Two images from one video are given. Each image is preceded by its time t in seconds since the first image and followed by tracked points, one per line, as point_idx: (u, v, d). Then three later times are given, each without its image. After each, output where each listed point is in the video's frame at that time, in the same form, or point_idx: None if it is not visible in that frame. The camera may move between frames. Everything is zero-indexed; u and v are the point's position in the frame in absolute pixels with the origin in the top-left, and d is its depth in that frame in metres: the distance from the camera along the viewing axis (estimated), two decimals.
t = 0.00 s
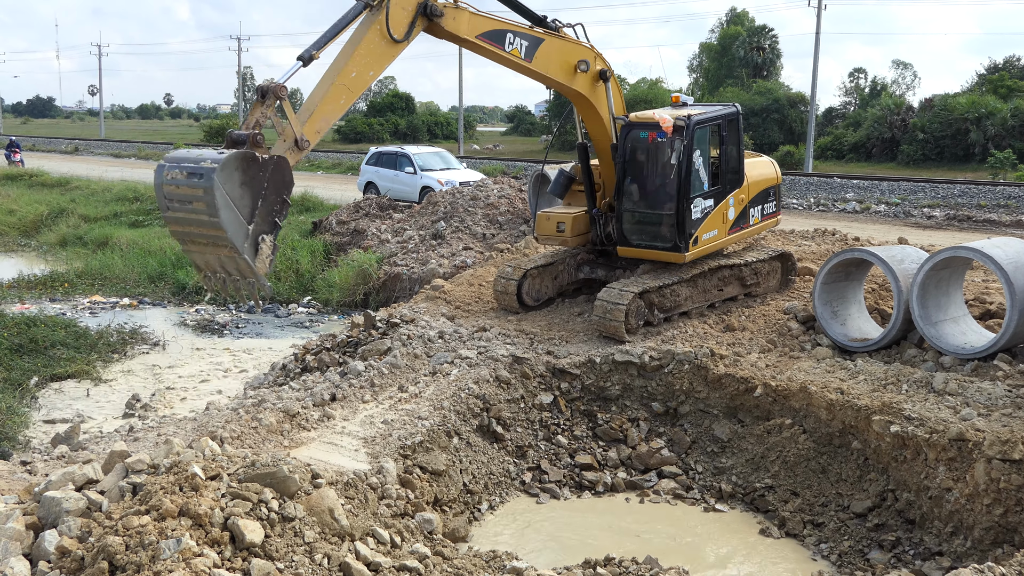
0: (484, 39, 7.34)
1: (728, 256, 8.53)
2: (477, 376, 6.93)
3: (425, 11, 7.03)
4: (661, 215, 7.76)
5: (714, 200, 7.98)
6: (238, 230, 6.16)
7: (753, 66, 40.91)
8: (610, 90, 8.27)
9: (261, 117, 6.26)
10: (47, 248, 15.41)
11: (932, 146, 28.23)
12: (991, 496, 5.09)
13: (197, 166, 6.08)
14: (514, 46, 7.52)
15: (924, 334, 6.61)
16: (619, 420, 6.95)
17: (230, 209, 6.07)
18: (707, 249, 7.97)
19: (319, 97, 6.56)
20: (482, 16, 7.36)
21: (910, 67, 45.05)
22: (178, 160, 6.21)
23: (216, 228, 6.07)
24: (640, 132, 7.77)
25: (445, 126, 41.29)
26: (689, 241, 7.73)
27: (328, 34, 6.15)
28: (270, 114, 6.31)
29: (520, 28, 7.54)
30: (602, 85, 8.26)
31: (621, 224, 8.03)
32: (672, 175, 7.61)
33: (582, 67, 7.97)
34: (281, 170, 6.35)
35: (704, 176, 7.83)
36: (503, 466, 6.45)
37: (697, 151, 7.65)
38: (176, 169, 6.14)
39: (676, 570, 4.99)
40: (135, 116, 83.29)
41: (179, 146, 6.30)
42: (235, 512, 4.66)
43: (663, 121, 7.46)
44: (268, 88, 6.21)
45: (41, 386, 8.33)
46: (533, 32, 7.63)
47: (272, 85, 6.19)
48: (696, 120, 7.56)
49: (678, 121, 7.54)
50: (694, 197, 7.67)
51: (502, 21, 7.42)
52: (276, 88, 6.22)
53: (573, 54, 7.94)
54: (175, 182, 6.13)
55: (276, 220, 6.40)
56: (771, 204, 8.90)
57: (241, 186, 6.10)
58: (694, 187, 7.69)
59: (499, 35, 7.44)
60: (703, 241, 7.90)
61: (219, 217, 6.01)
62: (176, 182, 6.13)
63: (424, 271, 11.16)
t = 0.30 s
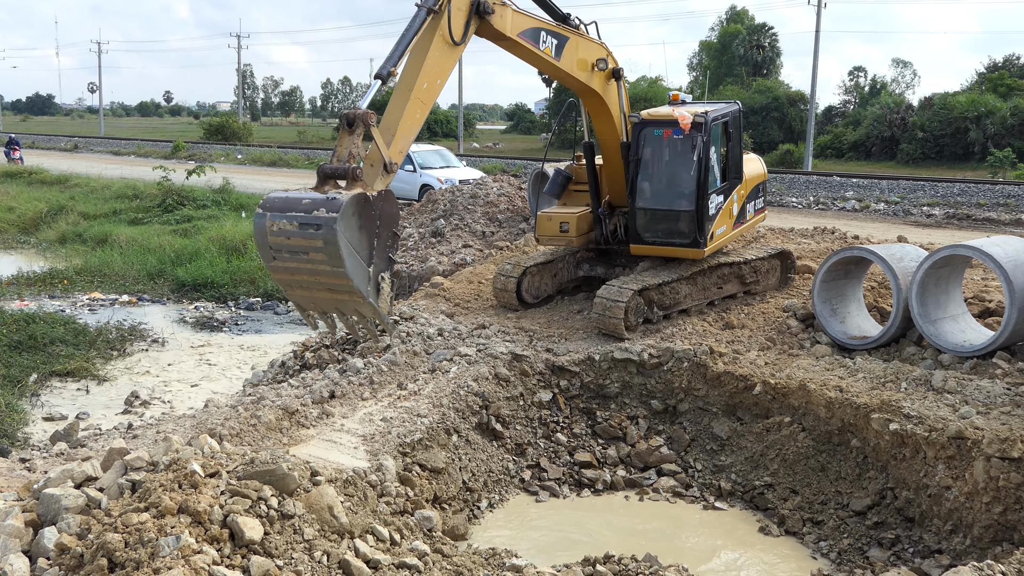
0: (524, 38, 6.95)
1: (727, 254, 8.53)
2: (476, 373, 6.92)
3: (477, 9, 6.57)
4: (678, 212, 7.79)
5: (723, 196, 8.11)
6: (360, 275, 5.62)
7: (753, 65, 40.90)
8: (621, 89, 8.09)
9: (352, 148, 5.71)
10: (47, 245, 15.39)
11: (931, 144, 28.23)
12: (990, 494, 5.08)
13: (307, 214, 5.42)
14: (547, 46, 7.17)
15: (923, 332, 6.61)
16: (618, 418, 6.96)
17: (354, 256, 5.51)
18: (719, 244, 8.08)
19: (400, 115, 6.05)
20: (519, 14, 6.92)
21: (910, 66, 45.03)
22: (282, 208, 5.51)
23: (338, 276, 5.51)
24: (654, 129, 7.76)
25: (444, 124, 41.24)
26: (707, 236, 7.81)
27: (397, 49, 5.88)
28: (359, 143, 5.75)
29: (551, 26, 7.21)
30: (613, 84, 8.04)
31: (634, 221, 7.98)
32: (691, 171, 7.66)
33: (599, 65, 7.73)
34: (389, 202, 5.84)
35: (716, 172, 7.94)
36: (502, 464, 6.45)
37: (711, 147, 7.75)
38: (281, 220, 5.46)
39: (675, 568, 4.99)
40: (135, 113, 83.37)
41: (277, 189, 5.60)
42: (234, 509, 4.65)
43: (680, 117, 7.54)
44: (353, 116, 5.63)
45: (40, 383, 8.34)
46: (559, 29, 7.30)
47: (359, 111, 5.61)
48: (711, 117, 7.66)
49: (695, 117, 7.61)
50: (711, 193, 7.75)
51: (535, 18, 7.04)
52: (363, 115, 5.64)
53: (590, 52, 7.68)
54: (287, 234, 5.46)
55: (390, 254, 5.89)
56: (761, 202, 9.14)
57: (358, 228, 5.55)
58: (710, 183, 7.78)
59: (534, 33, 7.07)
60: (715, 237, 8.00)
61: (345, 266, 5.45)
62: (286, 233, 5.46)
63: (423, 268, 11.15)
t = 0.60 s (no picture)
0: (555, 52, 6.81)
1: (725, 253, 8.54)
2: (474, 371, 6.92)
3: (524, 30, 6.42)
4: (691, 209, 7.86)
5: (728, 191, 8.24)
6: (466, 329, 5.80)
7: (751, 63, 40.91)
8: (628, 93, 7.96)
9: (437, 194, 5.81)
10: (45, 243, 15.38)
11: (929, 143, 28.25)
12: (987, 492, 5.09)
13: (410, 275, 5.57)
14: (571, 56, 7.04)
15: (920, 331, 6.61)
16: (616, 416, 6.96)
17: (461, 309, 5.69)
18: (725, 238, 8.22)
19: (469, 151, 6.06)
20: (554, 27, 6.78)
21: (908, 64, 45.04)
22: (382, 268, 5.65)
23: (446, 334, 5.69)
24: (665, 128, 7.71)
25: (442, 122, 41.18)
26: (719, 232, 7.92)
27: (461, 83, 5.89)
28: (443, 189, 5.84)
29: (577, 36, 7.09)
30: (622, 87, 7.87)
31: (645, 219, 8.01)
32: (704, 169, 7.72)
33: (613, 71, 7.59)
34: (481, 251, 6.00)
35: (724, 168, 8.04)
36: (499, 462, 6.45)
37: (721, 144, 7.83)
38: (383, 280, 5.62)
39: (673, 565, 5.00)
40: (134, 111, 83.45)
41: (370, 242, 5.81)
42: (232, 507, 4.64)
43: (693, 112, 7.48)
44: (437, 158, 5.72)
45: (39, 381, 8.34)
46: (581, 36, 7.16)
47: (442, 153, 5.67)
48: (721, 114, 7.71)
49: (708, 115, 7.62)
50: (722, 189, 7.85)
51: (566, 30, 6.90)
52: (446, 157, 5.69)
53: (604, 57, 7.52)
54: (389, 295, 5.62)
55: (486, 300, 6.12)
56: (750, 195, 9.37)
57: (463, 284, 5.72)
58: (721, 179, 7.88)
59: (564, 45, 6.94)
60: (723, 231, 8.14)
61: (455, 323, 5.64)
62: (389, 294, 5.63)
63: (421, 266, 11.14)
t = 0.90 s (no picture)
0: (588, 96, 6.64)
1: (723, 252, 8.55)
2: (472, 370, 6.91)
3: (564, 87, 6.05)
4: (700, 207, 7.85)
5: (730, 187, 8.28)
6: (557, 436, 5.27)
7: (750, 62, 40.91)
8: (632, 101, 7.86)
9: (514, 293, 5.27)
10: (42, 241, 15.36)
11: (927, 142, 28.28)
12: (985, 491, 5.10)
13: (502, 389, 5.01)
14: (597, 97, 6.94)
15: (919, 330, 6.61)
16: (614, 415, 6.97)
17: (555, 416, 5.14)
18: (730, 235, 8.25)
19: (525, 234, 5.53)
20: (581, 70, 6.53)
21: (906, 63, 45.01)
22: (469, 380, 5.06)
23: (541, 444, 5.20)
24: (672, 126, 7.67)
25: (440, 120, 41.12)
26: (727, 229, 7.94)
27: (524, 162, 5.19)
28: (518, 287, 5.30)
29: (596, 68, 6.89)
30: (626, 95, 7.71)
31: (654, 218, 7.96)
32: (712, 166, 7.73)
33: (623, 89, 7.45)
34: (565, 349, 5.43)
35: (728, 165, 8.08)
36: (498, 461, 6.46)
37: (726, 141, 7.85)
38: (473, 395, 5.03)
39: (671, 564, 5.00)
40: (132, 109, 83.34)
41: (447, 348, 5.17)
42: (230, 506, 4.64)
43: (702, 111, 7.34)
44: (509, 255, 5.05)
45: (37, 380, 8.32)
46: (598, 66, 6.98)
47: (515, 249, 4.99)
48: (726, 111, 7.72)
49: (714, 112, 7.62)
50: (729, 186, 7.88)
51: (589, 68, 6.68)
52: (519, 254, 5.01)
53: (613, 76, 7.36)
54: (481, 411, 5.05)
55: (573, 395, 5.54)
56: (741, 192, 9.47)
57: (555, 390, 5.16)
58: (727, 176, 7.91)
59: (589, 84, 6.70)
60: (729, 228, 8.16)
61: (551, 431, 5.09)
62: (480, 409, 5.05)
63: (420, 265, 11.12)
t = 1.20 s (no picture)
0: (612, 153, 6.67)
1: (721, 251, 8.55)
2: (471, 370, 6.90)
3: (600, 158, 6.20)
4: (704, 206, 7.89)
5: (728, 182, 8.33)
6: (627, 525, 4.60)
7: (748, 60, 40.94)
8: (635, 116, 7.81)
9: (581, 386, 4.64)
10: (41, 241, 15.35)
11: (926, 140, 28.29)
12: (984, 489, 5.10)
13: (575, 490, 4.26)
14: (615, 139, 7.16)
15: (917, 328, 6.62)
16: (613, 415, 6.98)
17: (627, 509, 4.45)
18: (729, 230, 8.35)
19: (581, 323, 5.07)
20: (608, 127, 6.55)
21: (904, 61, 45.01)
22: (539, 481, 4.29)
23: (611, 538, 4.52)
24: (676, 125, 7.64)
25: (438, 120, 41.10)
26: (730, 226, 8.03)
27: (575, 245, 4.83)
28: (583, 378, 4.67)
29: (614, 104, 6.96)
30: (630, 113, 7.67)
31: (659, 218, 7.96)
32: (718, 165, 7.72)
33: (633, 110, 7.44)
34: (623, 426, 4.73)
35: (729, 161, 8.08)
36: (497, 461, 6.47)
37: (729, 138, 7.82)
38: (545, 496, 4.28)
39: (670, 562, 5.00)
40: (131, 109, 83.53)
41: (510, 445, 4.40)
42: (229, 506, 4.63)
43: (707, 108, 7.35)
44: (572, 348, 4.58)
45: (35, 380, 8.31)
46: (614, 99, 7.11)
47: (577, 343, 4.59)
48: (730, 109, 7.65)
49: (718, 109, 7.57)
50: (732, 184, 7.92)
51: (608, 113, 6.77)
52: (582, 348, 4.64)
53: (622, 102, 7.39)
54: (554, 511, 4.31)
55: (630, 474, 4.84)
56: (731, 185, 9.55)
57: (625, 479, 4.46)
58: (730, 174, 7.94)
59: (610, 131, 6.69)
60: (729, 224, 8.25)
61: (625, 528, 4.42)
62: (552, 509, 4.31)
63: (418, 264, 11.12)
